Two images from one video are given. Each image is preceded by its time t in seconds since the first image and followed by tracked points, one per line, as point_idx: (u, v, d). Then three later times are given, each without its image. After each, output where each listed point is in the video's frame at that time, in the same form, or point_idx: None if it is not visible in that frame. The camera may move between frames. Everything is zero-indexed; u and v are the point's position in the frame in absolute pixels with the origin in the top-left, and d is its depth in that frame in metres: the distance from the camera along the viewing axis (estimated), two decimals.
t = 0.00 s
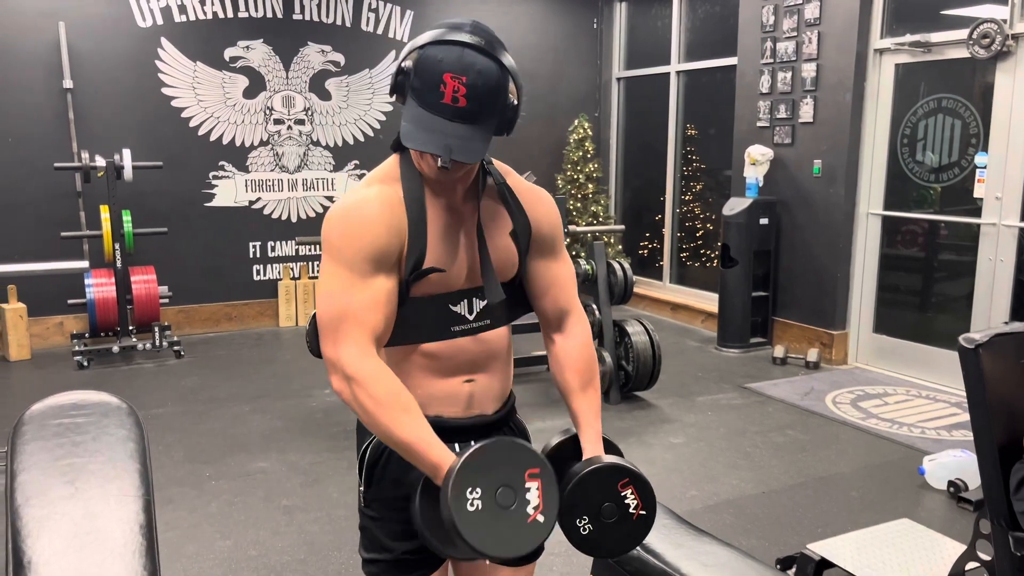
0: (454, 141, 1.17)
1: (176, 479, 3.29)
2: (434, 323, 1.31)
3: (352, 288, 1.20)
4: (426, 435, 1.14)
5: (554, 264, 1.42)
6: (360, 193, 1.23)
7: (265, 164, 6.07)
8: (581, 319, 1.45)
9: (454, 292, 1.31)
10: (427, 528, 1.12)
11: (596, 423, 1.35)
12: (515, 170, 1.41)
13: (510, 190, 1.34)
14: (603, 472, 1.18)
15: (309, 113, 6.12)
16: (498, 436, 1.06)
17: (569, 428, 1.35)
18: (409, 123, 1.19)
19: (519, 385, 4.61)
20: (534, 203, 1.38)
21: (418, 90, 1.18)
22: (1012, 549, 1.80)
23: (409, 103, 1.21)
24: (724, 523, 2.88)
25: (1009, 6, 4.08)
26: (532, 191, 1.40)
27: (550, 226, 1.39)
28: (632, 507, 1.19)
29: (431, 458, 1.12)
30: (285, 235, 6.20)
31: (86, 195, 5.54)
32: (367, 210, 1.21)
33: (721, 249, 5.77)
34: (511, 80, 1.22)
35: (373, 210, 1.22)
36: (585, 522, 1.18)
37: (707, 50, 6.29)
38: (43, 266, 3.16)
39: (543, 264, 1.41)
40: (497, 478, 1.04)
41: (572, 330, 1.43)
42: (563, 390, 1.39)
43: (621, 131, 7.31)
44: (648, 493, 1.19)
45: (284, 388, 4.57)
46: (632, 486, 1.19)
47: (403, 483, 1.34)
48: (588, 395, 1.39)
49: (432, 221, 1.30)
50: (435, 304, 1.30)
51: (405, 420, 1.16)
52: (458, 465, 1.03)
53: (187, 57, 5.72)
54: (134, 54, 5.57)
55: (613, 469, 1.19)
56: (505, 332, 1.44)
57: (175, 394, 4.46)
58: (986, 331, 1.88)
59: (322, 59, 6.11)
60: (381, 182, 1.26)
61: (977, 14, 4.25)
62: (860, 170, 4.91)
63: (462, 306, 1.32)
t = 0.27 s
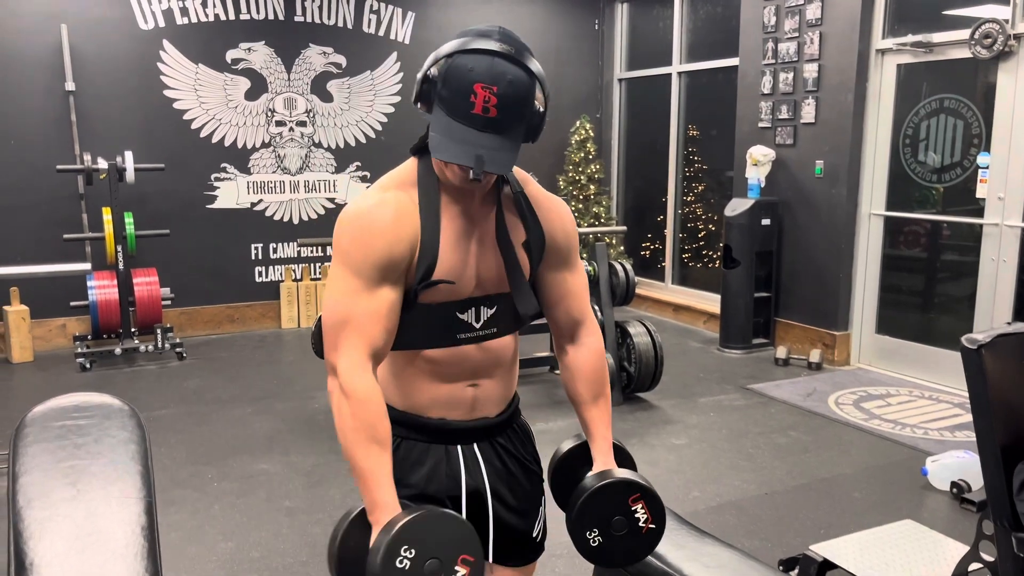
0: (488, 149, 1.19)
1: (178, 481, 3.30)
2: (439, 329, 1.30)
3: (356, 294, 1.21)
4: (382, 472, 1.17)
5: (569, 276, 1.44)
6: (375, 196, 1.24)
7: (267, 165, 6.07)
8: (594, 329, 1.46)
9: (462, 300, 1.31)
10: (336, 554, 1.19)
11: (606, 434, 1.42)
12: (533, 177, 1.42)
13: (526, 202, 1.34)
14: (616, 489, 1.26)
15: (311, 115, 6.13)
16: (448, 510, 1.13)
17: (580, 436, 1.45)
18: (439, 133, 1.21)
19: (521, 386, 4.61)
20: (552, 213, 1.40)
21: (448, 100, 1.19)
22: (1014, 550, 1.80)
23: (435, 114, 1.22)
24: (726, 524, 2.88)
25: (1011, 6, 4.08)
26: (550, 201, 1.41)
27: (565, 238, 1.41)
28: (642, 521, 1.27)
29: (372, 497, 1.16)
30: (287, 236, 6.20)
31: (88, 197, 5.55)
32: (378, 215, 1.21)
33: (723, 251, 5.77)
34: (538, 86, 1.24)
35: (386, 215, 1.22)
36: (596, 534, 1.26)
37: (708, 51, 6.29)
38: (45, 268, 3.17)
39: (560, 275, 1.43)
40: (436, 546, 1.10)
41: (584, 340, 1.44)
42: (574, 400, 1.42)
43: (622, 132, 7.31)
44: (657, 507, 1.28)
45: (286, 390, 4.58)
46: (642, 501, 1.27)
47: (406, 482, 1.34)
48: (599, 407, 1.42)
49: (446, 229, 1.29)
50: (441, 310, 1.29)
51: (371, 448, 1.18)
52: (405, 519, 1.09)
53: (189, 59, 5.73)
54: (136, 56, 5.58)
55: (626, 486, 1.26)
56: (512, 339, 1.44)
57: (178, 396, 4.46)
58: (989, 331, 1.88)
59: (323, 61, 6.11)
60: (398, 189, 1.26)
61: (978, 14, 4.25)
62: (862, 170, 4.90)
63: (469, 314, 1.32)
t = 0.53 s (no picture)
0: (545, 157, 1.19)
1: (177, 483, 3.30)
2: (429, 333, 1.29)
3: (340, 294, 1.22)
4: (345, 475, 1.19)
5: (572, 287, 1.43)
6: (367, 197, 1.25)
7: (265, 167, 6.07)
8: (598, 342, 1.45)
9: (453, 305, 1.30)
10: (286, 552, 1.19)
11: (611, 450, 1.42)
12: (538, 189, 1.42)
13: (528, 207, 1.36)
14: (624, 506, 1.26)
15: (309, 116, 6.13)
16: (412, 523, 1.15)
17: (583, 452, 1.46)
18: (490, 152, 1.17)
19: (520, 387, 4.61)
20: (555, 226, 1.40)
21: (492, 114, 1.16)
22: (1012, 550, 1.81)
23: (475, 135, 1.18)
24: (725, 525, 2.88)
25: (1008, 7, 4.09)
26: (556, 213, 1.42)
27: (566, 247, 1.41)
28: (650, 537, 1.28)
29: (335, 499, 1.18)
30: (286, 238, 6.20)
31: (87, 199, 5.54)
32: (367, 217, 1.23)
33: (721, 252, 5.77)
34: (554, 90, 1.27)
35: (374, 217, 1.23)
36: (604, 552, 1.26)
37: (706, 52, 6.30)
38: (43, 270, 3.16)
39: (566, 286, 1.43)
40: (399, 558, 1.12)
41: (588, 354, 1.44)
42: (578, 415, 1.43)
43: (621, 133, 7.32)
44: (665, 523, 1.28)
45: (285, 392, 4.57)
46: (650, 516, 1.27)
47: (394, 482, 1.34)
48: (603, 421, 1.43)
49: (440, 233, 1.29)
50: (428, 317, 1.29)
51: (338, 449, 1.20)
52: (374, 526, 1.11)
53: (187, 61, 5.73)
54: (135, 58, 5.58)
55: (634, 503, 1.26)
56: (505, 346, 1.42)
57: (176, 398, 4.46)
58: (986, 332, 1.88)
59: (321, 62, 6.11)
60: (392, 191, 1.27)
61: (975, 15, 4.26)
62: (860, 171, 4.91)
63: (459, 320, 1.31)
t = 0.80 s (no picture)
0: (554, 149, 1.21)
1: (176, 483, 3.30)
2: (429, 329, 1.30)
3: (341, 294, 1.23)
4: (347, 472, 1.20)
5: (570, 271, 1.43)
6: (364, 197, 1.25)
7: (264, 168, 6.07)
8: (595, 325, 1.46)
9: (451, 301, 1.30)
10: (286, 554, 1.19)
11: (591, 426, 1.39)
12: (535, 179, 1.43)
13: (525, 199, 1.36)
14: (599, 468, 1.20)
15: (308, 117, 6.14)
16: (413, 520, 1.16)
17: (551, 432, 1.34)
18: (507, 146, 1.17)
19: (519, 387, 4.61)
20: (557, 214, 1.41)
21: (508, 108, 1.16)
22: (1010, 549, 1.81)
23: (489, 131, 1.18)
24: (724, 524, 2.88)
25: (1005, 7, 4.09)
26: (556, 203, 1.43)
27: (564, 232, 1.41)
28: (614, 513, 1.22)
29: (338, 498, 1.19)
30: (285, 239, 6.20)
31: (86, 200, 5.54)
32: (365, 216, 1.23)
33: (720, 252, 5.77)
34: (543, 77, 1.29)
35: (372, 216, 1.23)
36: (564, 514, 1.18)
37: (704, 52, 6.30)
38: (43, 271, 3.17)
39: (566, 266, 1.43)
40: (404, 552, 1.13)
41: (583, 334, 1.44)
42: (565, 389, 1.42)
43: (619, 133, 7.32)
44: (632, 504, 1.23)
45: (284, 392, 4.58)
46: (620, 490, 1.22)
47: (397, 481, 1.35)
48: (591, 398, 1.41)
49: (439, 228, 1.29)
50: (426, 312, 1.29)
51: (339, 447, 1.21)
52: (378, 521, 1.11)
53: (186, 61, 5.73)
54: (134, 58, 5.59)
55: (607, 466, 1.21)
56: (504, 339, 1.43)
57: (176, 399, 4.47)
58: (984, 331, 1.88)
59: (320, 63, 6.12)
60: (387, 190, 1.27)
61: (973, 15, 4.26)
62: (858, 171, 4.92)
63: (459, 315, 1.31)
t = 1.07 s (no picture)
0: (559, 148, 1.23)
1: (175, 482, 3.30)
2: (430, 318, 1.30)
3: (343, 287, 1.22)
4: (352, 465, 1.20)
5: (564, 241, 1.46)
6: (363, 191, 1.25)
7: (264, 167, 6.07)
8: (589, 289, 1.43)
9: (450, 291, 1.31)
10: (291, 551, 1.17)
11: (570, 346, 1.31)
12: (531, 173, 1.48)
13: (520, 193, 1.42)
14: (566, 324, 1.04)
15: (307, 116, 6.14)
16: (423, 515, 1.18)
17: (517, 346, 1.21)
18: (522, 145, 1.17)
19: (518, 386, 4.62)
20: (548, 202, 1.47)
21: (521, 107, 1.16)
22: (1009, 547, 1.81)
23: (502, 129, 1.18)
24: (723, 523, 2.88)
25: (1005, 6, 4.09)
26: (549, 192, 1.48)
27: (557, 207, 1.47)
28: (559, 382, 1.00)
29: (346, 491, 1.18)
30: (284, 238, 6.20)
31: (85, 199, 5.54)
32: (365, 211, 1.23)
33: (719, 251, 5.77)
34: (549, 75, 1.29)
35: (372, 211, 1.23)
36: (518, 339, 0.99)
37: (703, 51, 6.30)
38: (42, 270, 3.17)
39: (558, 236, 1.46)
40: (418, 547, 1.14)
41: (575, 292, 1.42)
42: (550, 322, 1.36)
43: (618, 132, 7.32)
44: (579, 393, 1.02)
45: (283, 392, 4.58)
46: (574, 369, 1.03)
47: (397, 479, 1.36)
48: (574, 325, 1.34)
49: (438, 223, 1.31)
50: (426, 302, 1.29)
51: (346, 441, 1.20)
52: (394, 515, 1.12)
53: (185, 61, 5.73)
54: (133, 57, 5.58)
55: (575, 334, 1.05)
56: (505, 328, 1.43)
57: (175, 398, 4.47)
58: (983, 329, 1.88)
59: (320, 62, 6.11)
60: (386, 185, 1.28)
61: (972, 14, 4.26)
62: (857, 169, 4.92)
63: (460, 305, 1.32)
